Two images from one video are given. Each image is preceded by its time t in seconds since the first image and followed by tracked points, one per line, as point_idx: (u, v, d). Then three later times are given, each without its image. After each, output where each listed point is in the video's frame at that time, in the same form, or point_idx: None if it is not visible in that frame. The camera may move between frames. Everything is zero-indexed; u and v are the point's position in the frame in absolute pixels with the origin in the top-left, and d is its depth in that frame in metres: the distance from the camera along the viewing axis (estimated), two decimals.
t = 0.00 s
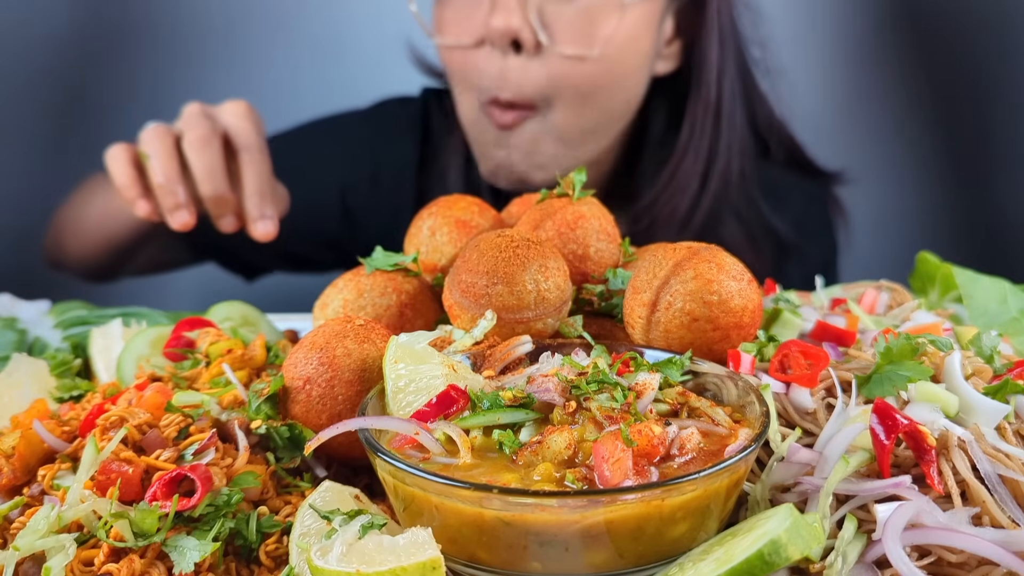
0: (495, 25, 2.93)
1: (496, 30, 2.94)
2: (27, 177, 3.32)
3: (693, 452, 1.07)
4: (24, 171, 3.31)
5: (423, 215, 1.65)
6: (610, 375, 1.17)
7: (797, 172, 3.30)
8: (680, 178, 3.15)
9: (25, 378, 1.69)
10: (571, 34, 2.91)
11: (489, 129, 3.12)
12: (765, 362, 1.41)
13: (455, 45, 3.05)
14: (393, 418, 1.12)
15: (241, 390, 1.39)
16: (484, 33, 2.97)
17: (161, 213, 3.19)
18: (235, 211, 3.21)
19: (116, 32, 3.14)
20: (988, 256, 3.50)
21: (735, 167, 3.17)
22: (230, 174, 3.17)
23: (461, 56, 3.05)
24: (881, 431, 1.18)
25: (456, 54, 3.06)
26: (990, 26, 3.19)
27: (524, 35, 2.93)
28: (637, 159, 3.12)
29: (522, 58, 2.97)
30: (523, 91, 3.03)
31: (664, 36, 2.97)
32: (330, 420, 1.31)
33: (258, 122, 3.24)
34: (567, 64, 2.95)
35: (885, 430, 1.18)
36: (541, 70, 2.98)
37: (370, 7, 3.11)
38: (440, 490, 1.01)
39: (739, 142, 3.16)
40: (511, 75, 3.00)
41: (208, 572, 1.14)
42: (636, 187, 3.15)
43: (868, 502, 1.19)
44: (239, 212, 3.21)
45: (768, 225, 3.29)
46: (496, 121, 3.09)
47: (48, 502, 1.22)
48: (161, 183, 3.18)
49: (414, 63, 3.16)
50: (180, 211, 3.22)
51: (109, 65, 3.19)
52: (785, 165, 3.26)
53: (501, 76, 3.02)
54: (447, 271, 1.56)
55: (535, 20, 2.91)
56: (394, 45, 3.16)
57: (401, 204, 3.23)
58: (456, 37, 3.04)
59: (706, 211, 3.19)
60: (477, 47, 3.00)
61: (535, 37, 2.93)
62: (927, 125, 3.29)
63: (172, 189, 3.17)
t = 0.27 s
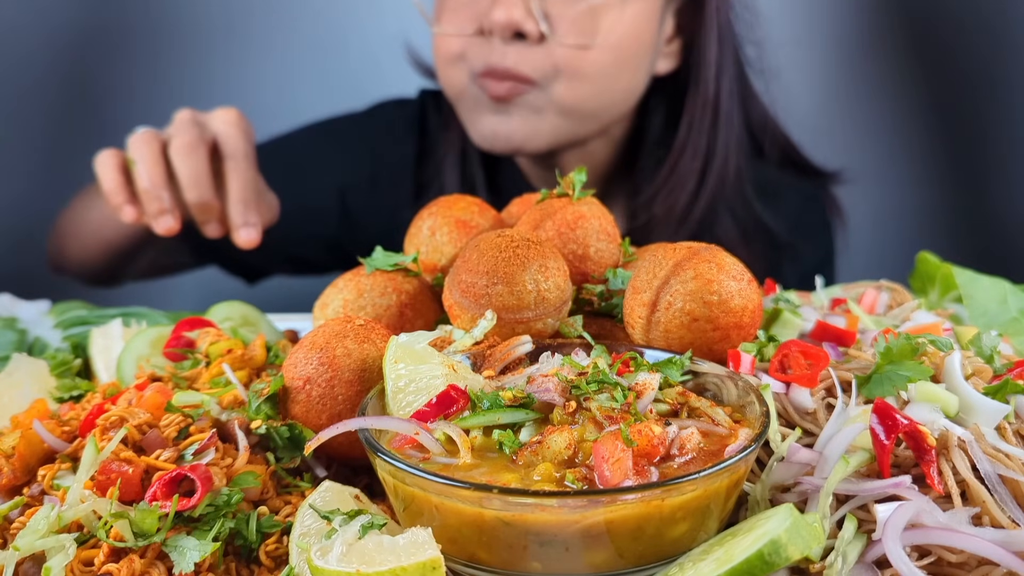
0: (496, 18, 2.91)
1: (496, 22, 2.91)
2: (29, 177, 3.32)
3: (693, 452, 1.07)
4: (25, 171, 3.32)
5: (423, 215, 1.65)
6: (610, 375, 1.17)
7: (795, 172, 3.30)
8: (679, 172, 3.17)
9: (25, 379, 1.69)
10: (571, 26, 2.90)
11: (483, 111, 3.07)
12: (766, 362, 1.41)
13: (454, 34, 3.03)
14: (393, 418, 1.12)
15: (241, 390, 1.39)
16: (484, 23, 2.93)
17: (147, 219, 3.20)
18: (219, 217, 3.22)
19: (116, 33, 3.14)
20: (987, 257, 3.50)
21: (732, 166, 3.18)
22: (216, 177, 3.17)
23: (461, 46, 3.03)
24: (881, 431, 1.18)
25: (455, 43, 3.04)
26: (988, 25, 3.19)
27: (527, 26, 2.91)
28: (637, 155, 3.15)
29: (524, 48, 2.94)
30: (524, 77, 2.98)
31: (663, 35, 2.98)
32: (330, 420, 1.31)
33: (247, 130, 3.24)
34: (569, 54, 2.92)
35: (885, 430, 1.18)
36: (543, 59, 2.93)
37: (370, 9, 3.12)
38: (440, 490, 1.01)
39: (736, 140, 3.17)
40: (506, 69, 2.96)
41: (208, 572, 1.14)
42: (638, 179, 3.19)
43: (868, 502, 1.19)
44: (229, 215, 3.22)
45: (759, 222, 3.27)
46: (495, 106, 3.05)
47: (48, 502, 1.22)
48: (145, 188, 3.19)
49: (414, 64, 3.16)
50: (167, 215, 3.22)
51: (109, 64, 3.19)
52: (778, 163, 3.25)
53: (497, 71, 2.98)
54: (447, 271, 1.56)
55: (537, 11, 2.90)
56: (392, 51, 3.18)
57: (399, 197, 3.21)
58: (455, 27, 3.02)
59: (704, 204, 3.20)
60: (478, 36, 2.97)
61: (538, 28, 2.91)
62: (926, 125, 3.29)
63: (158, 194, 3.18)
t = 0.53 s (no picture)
0: (500, 18, 2.93)
1: (500, 21, 2.94)
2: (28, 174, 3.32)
3: (693, 452, 1.07)
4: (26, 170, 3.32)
5: (423, 215, 1.65)
6: (610, 375, 1.17)
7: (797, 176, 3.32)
8: (682, 176, 3.17)
9: (25, 379, 1.68)
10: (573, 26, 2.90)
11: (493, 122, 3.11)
12: (766, 362, 1.41)
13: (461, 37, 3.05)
14: (393, 418, 1.12)
15: (241, 390, 1.39)
16: (489, 24, 2.96)
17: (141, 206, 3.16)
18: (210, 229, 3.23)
19: (118, 33, 3.15)
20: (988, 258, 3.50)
21: (735, 169, 3.18)
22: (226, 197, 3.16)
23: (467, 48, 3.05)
24: (881, 431, 1.18)
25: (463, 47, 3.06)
26: (992, 26, 3.19)
27: (528, 27, 2.92)
28: (640, 157, 3.15)
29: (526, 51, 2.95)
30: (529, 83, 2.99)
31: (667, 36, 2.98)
32: (330, 420, 1.31)
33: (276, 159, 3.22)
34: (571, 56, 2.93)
35: (885, 430, 1.18)
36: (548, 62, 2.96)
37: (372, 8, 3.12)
38: (440, 490, 1.01)
39: (740, 142, 3.17)
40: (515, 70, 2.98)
41: (208, 572, 1.14)
42: (638, 185, 3.19)
43: (868, 502, 1.19)
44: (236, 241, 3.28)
45: (763, 226, 3.28)
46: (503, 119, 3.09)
47: (48, 502, 1.22)
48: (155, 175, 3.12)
49: (418, 63, 3.17)
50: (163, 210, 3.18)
51: (111, 63, 3.19)
52: (780, 166, 3.27)
53: (504, 73, 3.00)
54: (447, 271, 1.56)
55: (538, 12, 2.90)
56: (394, 51, 3.19)
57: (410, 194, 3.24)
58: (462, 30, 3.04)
59: (707, 209, 3.19)
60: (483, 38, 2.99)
61: (539, 28, 2.91)
62: (929, 127, 3.28)
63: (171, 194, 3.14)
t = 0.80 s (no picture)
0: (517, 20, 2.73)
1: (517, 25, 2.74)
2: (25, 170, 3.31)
3: (693, 452, 1.07)
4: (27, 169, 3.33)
5: (423, 215, 1.65)
6: (610, 375, 1.17)
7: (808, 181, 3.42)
8: (702, 182, 3.17)
9: (25, 378, 1.69)
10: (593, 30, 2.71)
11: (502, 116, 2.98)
12: (766, 362, 1.41)
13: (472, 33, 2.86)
14: (393, 418, 1.12)
15: (241, 390, 1.39)
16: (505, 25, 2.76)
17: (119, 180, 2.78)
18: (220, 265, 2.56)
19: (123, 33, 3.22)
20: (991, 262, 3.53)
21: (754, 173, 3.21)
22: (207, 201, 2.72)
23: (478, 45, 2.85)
24: (881, 431, 1.18)
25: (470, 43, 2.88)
26: (1001, 30, 3.21)
27: (548, 31, 2.71)
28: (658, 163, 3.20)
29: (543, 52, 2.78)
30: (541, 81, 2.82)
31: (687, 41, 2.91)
32: (330, 420, 1.31)
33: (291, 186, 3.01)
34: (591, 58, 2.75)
35: (885, 430, 1.18)
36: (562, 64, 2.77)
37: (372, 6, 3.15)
38: (440, 490, 1.01)
39: (758, 148, 3.20)
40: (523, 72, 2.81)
41: (208, 572, 1.14)
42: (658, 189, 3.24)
43: (867, 501, 1.19)
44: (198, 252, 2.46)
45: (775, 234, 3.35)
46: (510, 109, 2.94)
47: (48, 502, 1.22)
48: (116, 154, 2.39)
49: (424, 61, 3.23)
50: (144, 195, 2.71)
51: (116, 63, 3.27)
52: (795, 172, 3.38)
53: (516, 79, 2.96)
54: (447, 271, 1.56)
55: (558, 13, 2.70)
56: (399, 48, 3.25)
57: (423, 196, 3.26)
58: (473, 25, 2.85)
59: (726, 216, 3.21)
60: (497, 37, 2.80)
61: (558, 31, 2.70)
62: (935, 130, 3.34)
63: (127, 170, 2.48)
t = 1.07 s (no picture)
0: (527, 20, 2.77)
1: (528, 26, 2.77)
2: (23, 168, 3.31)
3: (693, 452, 1.07)
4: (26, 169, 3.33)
5: (423, 215, 1.65)
6: (610, 375, 1.17)
7: (817, 191, 3.43)
8: (716, 194, 3.21)
9: (25, 378, 1.68)
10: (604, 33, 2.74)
11: (510, 122, 3.03)
12: (766, 362, 1.41)
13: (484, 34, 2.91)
14: (393, 418, 1.12)
15: (241, 390, 1.39)
16: (516, 25, 2.79)
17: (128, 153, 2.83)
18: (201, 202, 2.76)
19: (123, 32, 3.22)
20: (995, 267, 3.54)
21: (769, 181, 3.26)
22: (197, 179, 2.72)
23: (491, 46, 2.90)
24: (881, 431, 1.18)
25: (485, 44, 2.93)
26: (1009, 37, 3.24)
27: (558, 33, 2.76)
28: (668, 172, 3.19)
29: (552, 54, 2.81)
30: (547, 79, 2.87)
31: (698, 47, 2.91)
32: (330, 420, 1.31)
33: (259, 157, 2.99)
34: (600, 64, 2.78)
35: (885, 430, 1.18)
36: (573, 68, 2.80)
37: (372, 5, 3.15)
38: (440, 490, 1.01)
39: (771, 157, 3.25)
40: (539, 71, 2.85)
41: (208, 572, 1.14)
42: (666, 202, 3.24)
43: (867, 501, 1.19)
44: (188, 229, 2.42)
45: (782, 245, 3.41)
46: (522, 124, 3.01)
47: (49, 502, 1.22)
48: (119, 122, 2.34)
49: (426, 61, 3.20)
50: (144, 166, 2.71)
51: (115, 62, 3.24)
52: (805, 180, 3.39)
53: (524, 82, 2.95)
54: (447, 271, 1.56)
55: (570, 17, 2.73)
56: (399, 44, 3.23)
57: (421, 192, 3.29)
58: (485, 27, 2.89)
59: (739, 228, 3.26)
60: (507, 38, 2.84)
61: (569, 34, 2.75)
62: (942, 138, 3.34)
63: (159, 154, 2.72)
